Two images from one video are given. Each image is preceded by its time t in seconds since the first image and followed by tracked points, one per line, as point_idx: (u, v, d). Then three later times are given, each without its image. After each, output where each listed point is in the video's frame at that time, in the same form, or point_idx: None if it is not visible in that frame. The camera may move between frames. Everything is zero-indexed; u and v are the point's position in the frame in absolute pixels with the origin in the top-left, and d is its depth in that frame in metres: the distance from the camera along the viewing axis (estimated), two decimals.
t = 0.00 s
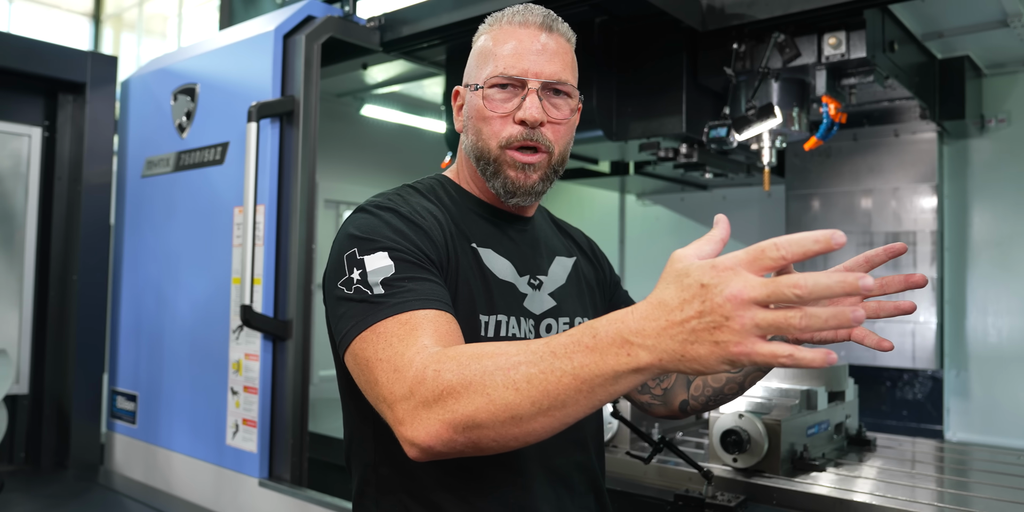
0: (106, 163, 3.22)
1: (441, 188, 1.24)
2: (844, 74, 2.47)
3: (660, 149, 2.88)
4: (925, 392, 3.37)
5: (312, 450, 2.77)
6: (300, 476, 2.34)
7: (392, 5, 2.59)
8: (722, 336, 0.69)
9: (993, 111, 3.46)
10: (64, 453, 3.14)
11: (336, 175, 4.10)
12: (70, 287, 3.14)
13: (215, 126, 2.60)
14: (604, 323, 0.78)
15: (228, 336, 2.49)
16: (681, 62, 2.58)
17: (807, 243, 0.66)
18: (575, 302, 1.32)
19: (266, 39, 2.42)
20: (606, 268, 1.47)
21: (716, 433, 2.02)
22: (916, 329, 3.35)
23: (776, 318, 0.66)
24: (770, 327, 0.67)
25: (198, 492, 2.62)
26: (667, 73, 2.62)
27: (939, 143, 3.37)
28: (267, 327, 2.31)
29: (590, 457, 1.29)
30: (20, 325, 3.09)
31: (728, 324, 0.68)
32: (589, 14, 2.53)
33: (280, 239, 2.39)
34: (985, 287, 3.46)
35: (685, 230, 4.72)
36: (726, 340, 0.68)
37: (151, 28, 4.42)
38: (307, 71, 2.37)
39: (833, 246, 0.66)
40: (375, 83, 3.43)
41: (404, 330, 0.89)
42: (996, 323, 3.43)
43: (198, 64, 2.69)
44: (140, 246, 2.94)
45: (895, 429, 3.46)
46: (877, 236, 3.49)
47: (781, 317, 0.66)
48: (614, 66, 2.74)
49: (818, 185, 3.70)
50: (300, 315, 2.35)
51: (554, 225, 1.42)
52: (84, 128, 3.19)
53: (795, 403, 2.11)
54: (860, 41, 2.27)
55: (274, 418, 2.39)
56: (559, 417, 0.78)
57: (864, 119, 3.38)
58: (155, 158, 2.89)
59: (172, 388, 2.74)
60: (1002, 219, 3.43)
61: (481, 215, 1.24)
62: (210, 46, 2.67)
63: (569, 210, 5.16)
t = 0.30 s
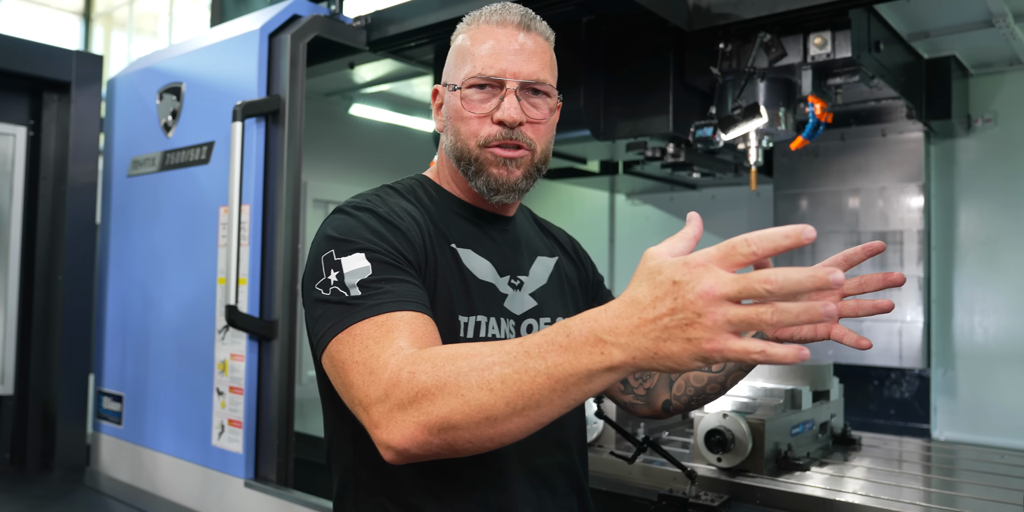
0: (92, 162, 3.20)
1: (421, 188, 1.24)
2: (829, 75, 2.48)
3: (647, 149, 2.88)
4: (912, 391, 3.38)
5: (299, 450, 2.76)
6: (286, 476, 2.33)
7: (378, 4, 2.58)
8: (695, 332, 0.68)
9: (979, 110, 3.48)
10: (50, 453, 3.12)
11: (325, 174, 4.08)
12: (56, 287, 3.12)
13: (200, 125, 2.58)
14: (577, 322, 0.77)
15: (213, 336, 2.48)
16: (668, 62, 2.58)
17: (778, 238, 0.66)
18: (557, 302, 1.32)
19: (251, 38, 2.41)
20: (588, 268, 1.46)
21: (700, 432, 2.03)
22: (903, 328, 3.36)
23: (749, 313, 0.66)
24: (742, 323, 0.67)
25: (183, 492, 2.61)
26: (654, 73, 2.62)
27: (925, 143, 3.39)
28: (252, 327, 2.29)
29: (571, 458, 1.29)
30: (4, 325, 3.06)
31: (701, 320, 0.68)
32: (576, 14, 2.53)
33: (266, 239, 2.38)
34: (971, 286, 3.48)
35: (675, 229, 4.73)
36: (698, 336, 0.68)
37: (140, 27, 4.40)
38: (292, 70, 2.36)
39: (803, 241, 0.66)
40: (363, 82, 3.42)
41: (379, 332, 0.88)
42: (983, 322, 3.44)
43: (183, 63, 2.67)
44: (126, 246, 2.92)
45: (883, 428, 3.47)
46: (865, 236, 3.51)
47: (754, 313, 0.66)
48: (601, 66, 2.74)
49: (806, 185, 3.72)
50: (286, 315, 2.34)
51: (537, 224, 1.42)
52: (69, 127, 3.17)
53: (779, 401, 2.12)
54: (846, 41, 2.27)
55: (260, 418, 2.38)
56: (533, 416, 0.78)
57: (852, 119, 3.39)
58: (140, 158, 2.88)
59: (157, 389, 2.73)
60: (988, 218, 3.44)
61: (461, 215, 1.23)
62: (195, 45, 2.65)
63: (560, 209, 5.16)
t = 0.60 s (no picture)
0: (87, 165, 3.20)
1: (407, 192, 1.24)
2: (822, 76, 2.50)
3: (641, 151, 2.89)
4: (908, 393, 3.38)
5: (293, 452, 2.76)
6: (280, 478, 2.33)
7: (372, 7, 2.58)
8: (673, 350, 0.68)
9: (974, 112, 3.48)
10: (45, 455, 3.12)
11: (320, 175, 4.12)
12: (51, 289, 3.13)
13: (194, 127, 2.59)
14: (557, 336, 0.77)
15: (207, 339, 2.49)
16: (661, 64, 2.59)
17: (756, 257, 0.66)
18: (544, 305, 1.32)
19: (244, 41, 2.41)
20: (576, 270, 1.47)
21: (692, 434, 2.03)
22: (899, 329, 3.37)
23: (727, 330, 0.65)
24: (720, 341, 0.66)
25: (178, 494, 2.61)
26: (648, 75, 2.62)
27: (920, 145, 3.39)
28: (245, 329, 2.29)
29: (560, 462, 1.28)
30: None
31: (679, 338, 0.67)
32: (569, 16, 2.53)
33: (259, 241, 2.38)
34: (967, 288, 3.48)
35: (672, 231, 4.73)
36: (676, 354, 0.68)
37: (140, 29, 4.40)
38: (286, 72, 2.37)
39: (781, 260, 0.66)
40: (359, 84, 3.43)
41: (361, 341, 0.88)
42: (979, 324, 3.44)
43: (177, 66, 2.68)
44: (121, 247, 2.92)
45: (878, 430, 3.46)
46: (860, 237, 3.51)
47: (732, 331, 0.65)
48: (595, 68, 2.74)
49: (801, 186, 3.72)
50: (279, 317, 2.34)
51: (524, 226, 1.42)
52: (65, 129, 3.18)
53: (770, 404, 2.12)
54: (838, 43, 2.27)
55: (254, 421, 2.38)
56: (512, 430, 0.77)
57: (846, 120, 3.39)
58: (135, 160, 2.88)
59: (152, 391, 2.73)
60: (984, 219, 3.44)
61: (448, 219, 1.24)
62: (189, 48, 2.66)
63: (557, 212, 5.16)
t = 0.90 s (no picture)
0: (105, 168, 3.26)
1: (414, 196, 1.25)
2: (835, 78, 2.51)
3: (653, 153, 2.89)
4: (925, 398, 3.37)
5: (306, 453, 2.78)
6: (293, 479, 2.35)
7: (385, 11, 2.60)
8: (639, 275, 0.73)
9: (991, 113, 3.41)
10: (63, 455, 3.17)
11: (334, 178, 4.10)
12: (69, 291, 3.17)
13: (209, 131, 2.62)
14: (528, 296, 0.81)
15: (222, 341, 2.51)
16: (673, 67, 2.58)
17: (702, 176, 0.73)
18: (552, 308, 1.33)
19: (258, 46, 2.44)
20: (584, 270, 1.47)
21: (701, 438, 2.02)
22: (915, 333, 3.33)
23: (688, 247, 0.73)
24: (681, 260, 0.72)
25: (192, 494, 2.63)
26: (660, 77, 2.61)
27: (937, 147, 3.36)
28: (258, 331, 2.32)
29: (571, 466, 1.27)
30: (20, 328, 3.11)
31: (643, 263, 0.73)
32: (581, 19, 2.53)
33: (272, 243, 2.41)
34: (985, 292, 3.43)
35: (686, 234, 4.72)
36: (644, 278, 0.73)
37: (161, 33, 4.46)
38: (299, 77, 2.39)
39: (727, 176, 0.74)
40: (373, 88, 3.45)
41: (359, 346, 0.89)
42: (997, 328, 3.40)
43: (193, 71, 2.71)
44: (138, 250, 2.96)
45: (895, 435, 3.42)
46: (876, 240, 3.48)
47: (691, 250, 0.72)
48: (608, 70, 2.74)
49: (816, 189, 3.70)
50: (292, 319, 2.36)
51: (532, 228, 1.43)
52: (84, 134, 3.23)
53: (781, 408, 2.12)
54: (851, 45, 2.26)
55: (267, 422, 2.40)
56: (505, 396, 0.79)
57: (862, 122, 3.37)
58: (152, 163, 2.92)
59: (168, 393, 2.77)
60: (1002, 223, 3.40)
61: (456, 223, 1.24)
62: (205, 53, 2.69)
63: (571, 215, 5.16)
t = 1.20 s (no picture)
0: (116, 173, 3.30)
1: (419, 196, 1.26)
2: (842, 76, 2.47)
3: (660, 153, 2.89)
4: (936, 397, 3.34)
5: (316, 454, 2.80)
6: (302, 480, 2.36)
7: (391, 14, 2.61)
8: (692, 307, 0.75)
9: (1001, 110, 3.38)
10: (77, 457, 3.20)
11: (343, 181, 4.13)
12: (81, 295, 3.21)
13: (218, 135, 2.64)
14: (574, 313, 0.81)
15: (231, 343, 2.53)
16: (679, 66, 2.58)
17: (765, 217, 0.78)
18: (556, 307, 1.33)
19: (265, 50, 2.46)
20: (587, 270, 1.47)
21: (708, 438, 2.02)
22: (926, 331, 3.31)
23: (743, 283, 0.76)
24: (736, 302, 0.76)
25: (204, 496, 2.65)
26: (666, 78, 2.61)
27: (947, 144, 3.33)
28: (267, 333, 2.34)
29: (577, 467, 1.27)
30: (33, 332, 3.15)
31: (696, 296, 0.75)
32: (586, 20, 2.53)
33: (281, 246, 2.42)
34: (997, 290, 3.41)
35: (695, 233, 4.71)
36: (695, 312, 0.75)
37: (174, 39, 4.50)
38: (305, 80, 2.41)
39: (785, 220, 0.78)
40: (381, 91, 3.46)
41: (378, 341, 0.89)
42: (1009, 326, 3.37)
43: (201, 75, 2.74)
44: (148, 253, 2.99)
45: (907, 434, 3.40)
46: (885, 238, 3.46)
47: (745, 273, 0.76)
48: (613, 71, 2.74)
49: (825, 187, 3.68)
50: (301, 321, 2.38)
51: (535, 228, 1.43)
52: (94, 139, 3.26)
53: (788, 407, 2.11)
54: (857, 43, 2.25)
55: (277, 423, 2.41)
56: (538, 410, 0.78)
57: (870, 119, 3.35)
58: (162, 168, 2.94)
59: (179, 395, 2.79)
60: (1013, 220, 3.37)
61: (461, 223, 1.25)
62: (214, 57, 2.72)
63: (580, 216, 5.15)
